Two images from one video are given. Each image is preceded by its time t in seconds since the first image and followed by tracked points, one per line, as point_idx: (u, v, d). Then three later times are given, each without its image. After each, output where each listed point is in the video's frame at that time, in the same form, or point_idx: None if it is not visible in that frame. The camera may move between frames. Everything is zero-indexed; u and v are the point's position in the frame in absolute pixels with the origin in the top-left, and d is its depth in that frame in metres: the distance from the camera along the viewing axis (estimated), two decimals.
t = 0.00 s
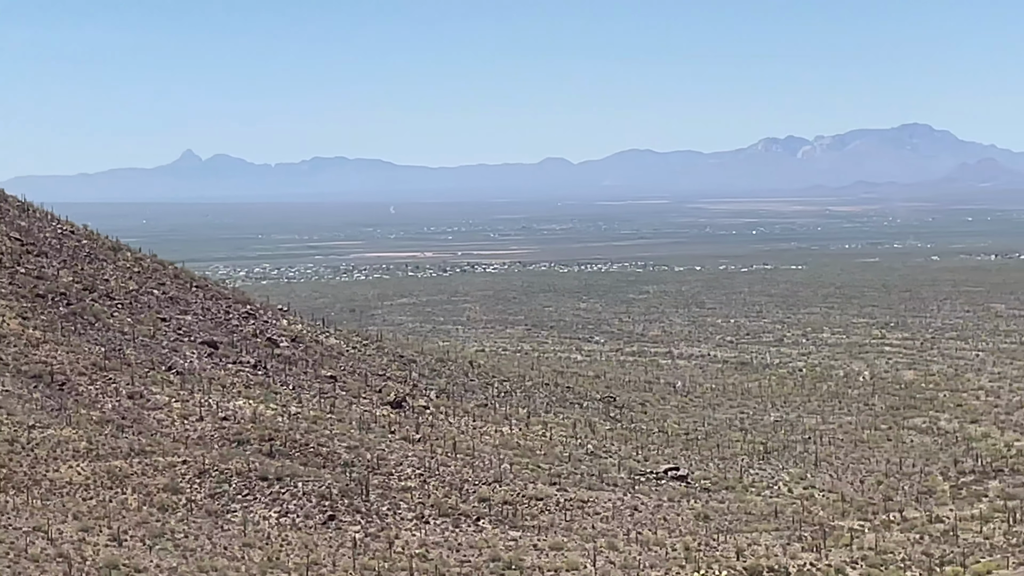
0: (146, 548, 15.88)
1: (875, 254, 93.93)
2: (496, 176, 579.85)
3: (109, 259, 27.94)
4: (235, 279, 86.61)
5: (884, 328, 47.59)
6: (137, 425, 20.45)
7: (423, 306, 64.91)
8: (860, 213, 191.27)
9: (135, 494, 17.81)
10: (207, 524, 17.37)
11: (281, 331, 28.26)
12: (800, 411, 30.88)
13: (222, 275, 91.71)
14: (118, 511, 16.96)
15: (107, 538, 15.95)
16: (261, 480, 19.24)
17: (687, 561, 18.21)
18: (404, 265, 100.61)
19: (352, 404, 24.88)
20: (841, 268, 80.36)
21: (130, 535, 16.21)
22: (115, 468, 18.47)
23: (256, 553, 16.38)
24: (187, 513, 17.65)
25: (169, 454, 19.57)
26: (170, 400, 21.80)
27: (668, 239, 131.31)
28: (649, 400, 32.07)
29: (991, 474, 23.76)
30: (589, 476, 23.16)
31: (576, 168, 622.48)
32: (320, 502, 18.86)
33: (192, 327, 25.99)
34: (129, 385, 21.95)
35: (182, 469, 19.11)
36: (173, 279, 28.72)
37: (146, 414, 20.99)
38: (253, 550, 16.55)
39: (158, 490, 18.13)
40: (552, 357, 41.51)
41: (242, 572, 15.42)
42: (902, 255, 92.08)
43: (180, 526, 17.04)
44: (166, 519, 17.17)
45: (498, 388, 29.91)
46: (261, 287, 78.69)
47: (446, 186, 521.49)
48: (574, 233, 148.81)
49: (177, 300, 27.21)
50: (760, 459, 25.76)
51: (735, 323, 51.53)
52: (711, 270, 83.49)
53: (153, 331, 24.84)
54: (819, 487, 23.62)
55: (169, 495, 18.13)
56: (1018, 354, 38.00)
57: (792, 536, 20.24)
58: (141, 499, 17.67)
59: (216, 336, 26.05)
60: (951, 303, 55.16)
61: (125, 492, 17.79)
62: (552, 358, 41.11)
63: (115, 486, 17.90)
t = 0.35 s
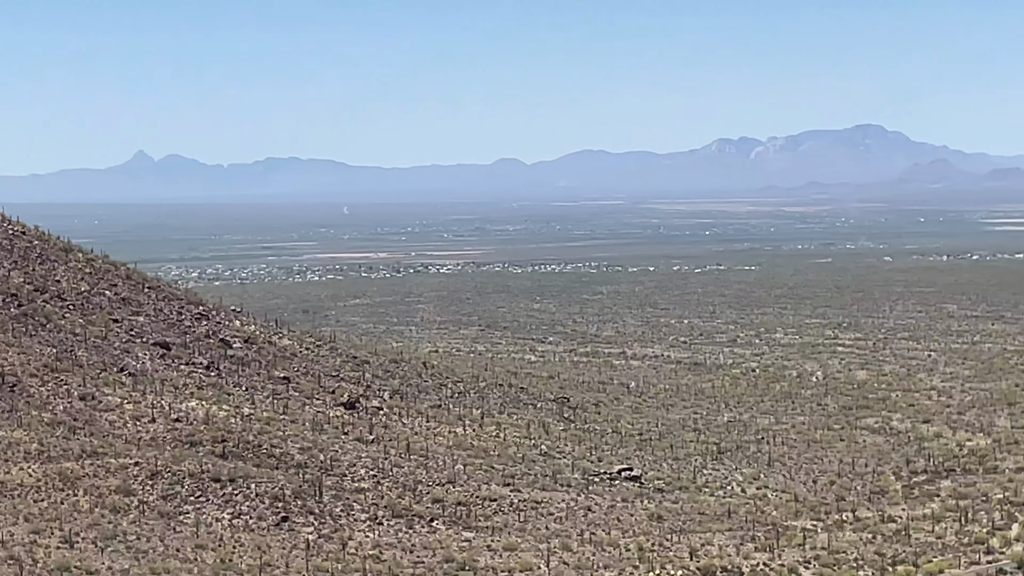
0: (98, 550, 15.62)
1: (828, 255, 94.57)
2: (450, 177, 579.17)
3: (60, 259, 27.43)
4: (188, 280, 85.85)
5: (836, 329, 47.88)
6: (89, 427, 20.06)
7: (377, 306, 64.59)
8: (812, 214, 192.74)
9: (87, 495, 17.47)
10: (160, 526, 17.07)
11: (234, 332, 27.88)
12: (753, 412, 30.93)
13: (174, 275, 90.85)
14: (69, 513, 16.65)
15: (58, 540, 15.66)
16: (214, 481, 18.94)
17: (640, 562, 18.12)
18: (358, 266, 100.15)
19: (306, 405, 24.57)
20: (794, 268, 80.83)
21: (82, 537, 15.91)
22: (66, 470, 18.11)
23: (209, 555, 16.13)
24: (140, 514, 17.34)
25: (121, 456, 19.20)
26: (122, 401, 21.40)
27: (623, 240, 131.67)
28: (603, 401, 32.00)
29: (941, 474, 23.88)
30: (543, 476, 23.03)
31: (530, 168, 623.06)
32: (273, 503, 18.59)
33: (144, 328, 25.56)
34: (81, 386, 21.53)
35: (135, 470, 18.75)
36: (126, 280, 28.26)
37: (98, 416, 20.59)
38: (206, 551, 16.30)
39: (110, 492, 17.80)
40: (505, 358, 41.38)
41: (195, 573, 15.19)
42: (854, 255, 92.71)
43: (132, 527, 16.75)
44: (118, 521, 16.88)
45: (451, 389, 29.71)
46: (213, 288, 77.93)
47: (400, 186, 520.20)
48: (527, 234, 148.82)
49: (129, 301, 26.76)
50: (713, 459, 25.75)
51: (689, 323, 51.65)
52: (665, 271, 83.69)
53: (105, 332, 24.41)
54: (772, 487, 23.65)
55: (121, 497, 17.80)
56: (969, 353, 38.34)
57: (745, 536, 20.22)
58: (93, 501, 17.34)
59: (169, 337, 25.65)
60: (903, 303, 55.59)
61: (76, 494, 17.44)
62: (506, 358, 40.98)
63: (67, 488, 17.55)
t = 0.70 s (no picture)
0: (42, 548, 15.47)
1: (774, 252, 95.29)
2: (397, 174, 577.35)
3: (4, 255, 26.83)
4: (132, 277, 84.76)
5: (781, 325, 48.19)
6: (33, 424, 19.61)
7: (324, 303, 64.14)
8: (759, 211, 194.25)
9: (32, 494, 17.15)
10: (105, 524, 16.79)
11: (181, 329, 27.44)
12: (699, 409, 31.01)
13: (118, 273, 89.67)
14: (14, 511, 16.46)
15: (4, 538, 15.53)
16: (160, 479, 18.62)
17: (587, 558, 18.04)
18: (305, 263, 99.40)
19: (253, 403, 24.23)
20: (739, 265, 81.36)
21: (26, 536, 15.74)
22: (10, 468, 17.73)
23: (155, 553, 15.91)
24: (85, 512, 17.04)
25: (67, 453, 18.81)
26: (68, 399, 20.97)
27: (571, 237, 131.74)
28: (550, 398, 31.90)
29: (887, 470, 24.02)
30: (490, 473, 22.87)
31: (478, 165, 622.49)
32: (220, 501, 18.31)
33: (90, 325, 25.06)
34: (26, 384, 21.05)
35: (80, 467, 18.39)
36: (71, 276, 27.73)
37: (42, 413, 20.14)
38: (152, 549, 16.10)
39: (55, 490, 17.47)
40: (452, 355, 41.16)
41: (140, 571, 15.02)
42: (801, 253, 93.39)
43: (77, 526, 16.50)
44: (64, 519, 16.66)
45: (399, 386, 29.49)
46: (157, 285, 76.88)
47: (347, 183, 517.24)
48: (475, 231, 148.64)
49: (75, 298, 26.25)
50: (660, 456, 25.74)
51: (635, 320, 51.80)
52: (612, 268, 83.90)
53: (49, 329, 23.91)
54: (719, 483, 23.68)
55: (66, 495, 17.47)
56: (912, 350, 38.70)
57: (692, 532, 20.21)
58: (38, 500, 17.03)
59: (115, 334, 25.18)
60: (849, 301, 55.99)
61: (20, 492, 17.10)
62: (453, 355, 40.79)
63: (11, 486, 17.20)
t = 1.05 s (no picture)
0: None
1: (714, 249, 95.96)
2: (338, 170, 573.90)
3: None
4: (69, 273, 83.32)
5: (721, 322, 48.41)
6: None
7: (264, 300, 63.44)
8: (698, 208, 195.37)
9: None
10: (44, 521, 16.53)
11: (119, 326, 26.89)
12: (639, 405, 31.03)
13: (54, 269, 88.12)
14: None
15: None
16: (99, 476, 18.25)
17: (527, 555, 17.93)
18: (245, 260, 98.34)
19: (192, 400, 23.80)
20: (679, 263, 81.73)
21: None
22: None
23: (93, 550, 15.74)
24: (22, 511, 16.73)
25: (3, 450, 18.36)
26: (5, 396, 20.47)
27: (512, 234, 131.73)
28: (490, 395, 31.73)
29: (826, 466, 24.16)
30: (430, 470, 22.66)
31: (419, 161, 620.67)
32: (159, 498, 18.02)
33: (26, 321, 24.48)
34: None
35: (17, 465, 17.97)
36: (6, 271, 27.08)
37: None
38: (90, 547, 15.90)
39: None
40: (393, 351, 40.87)
41: (78, 569, 14.89)
42: (741, 250, 94.06)
43: (15, 523, 16.29)
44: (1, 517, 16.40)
45: (339, 383, 29.16)
46: (95, 281, 75.68)
47: (287, 179, 513.26)
48: (416, 228, 148.08)
49: (11, 294, 25.63)
50: (600, 453, 25.69)
51: (576, 317, 51.80)
52: (553, 265, 83.91)
53: None
54: (658, 480, 23.67)
55: (3, 493, 17.11)
56: (851, 347, 39.05)
57: (632, 529, 20.16)
58: None
59: (52, 330, 24.61)
60: (789, 297, 56.43)
61: None
62: (394, 352, 40.50)
63: None
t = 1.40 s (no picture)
0: None
1: (653, 246, 96.53)
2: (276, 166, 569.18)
3: None
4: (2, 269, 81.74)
5: (659, 320, 48.58)
6: None
7: (202, 296, 62.63)
8: (637, 206, 196.13)
9: None
10: None
11: (55, 321, 26.26)
12: (578, 402, 30.95)
13: None
14: None
15: None
16: (35, 473, 18.05)
17: (465, 552, 17.75)
18: (183, 256, 97.06)
19: (129, 396, 23.33)
20: (619, 260, 81.94)
21: None
22: None
23: (29, 547, 15.60)
24: None
25: None
26: None
27: (451, 231, 131.51)
28: (429, 392, 31.49)
29: (763, 464, 24.22)
30: (368, 467, 22.39)
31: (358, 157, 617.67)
32: (95, 495, 17.83)
33: None
34: None
35: None
36: None
37: None
38: (26, 544, 15.74)
39: None
40: (332, 348, 40.48)
41: (13, 567, 14.82)
42: (679, 248, 94.59)
43: None
44: None
45: (278, 380, 28.78)
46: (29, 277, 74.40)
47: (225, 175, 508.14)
48: (356, 224, 147.27)
49: None
50: (539, 450, 25.56)
51: (515, 314, 51.68)
52: (492, 262, 83.77)
53: None
54: (596, 477, 23.60)
55: None
56: (788, 344, 39.33)
57: (570, 526, 20.04)
58: None
59: None
60: (727, 295, 56.79)
61: None
62: (333, 349, 40.13)
63: None
